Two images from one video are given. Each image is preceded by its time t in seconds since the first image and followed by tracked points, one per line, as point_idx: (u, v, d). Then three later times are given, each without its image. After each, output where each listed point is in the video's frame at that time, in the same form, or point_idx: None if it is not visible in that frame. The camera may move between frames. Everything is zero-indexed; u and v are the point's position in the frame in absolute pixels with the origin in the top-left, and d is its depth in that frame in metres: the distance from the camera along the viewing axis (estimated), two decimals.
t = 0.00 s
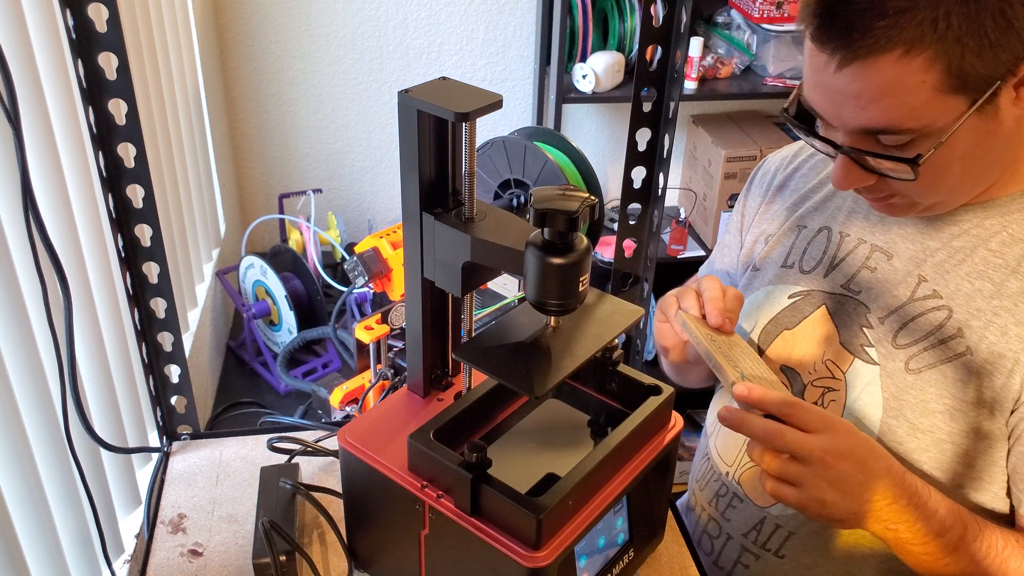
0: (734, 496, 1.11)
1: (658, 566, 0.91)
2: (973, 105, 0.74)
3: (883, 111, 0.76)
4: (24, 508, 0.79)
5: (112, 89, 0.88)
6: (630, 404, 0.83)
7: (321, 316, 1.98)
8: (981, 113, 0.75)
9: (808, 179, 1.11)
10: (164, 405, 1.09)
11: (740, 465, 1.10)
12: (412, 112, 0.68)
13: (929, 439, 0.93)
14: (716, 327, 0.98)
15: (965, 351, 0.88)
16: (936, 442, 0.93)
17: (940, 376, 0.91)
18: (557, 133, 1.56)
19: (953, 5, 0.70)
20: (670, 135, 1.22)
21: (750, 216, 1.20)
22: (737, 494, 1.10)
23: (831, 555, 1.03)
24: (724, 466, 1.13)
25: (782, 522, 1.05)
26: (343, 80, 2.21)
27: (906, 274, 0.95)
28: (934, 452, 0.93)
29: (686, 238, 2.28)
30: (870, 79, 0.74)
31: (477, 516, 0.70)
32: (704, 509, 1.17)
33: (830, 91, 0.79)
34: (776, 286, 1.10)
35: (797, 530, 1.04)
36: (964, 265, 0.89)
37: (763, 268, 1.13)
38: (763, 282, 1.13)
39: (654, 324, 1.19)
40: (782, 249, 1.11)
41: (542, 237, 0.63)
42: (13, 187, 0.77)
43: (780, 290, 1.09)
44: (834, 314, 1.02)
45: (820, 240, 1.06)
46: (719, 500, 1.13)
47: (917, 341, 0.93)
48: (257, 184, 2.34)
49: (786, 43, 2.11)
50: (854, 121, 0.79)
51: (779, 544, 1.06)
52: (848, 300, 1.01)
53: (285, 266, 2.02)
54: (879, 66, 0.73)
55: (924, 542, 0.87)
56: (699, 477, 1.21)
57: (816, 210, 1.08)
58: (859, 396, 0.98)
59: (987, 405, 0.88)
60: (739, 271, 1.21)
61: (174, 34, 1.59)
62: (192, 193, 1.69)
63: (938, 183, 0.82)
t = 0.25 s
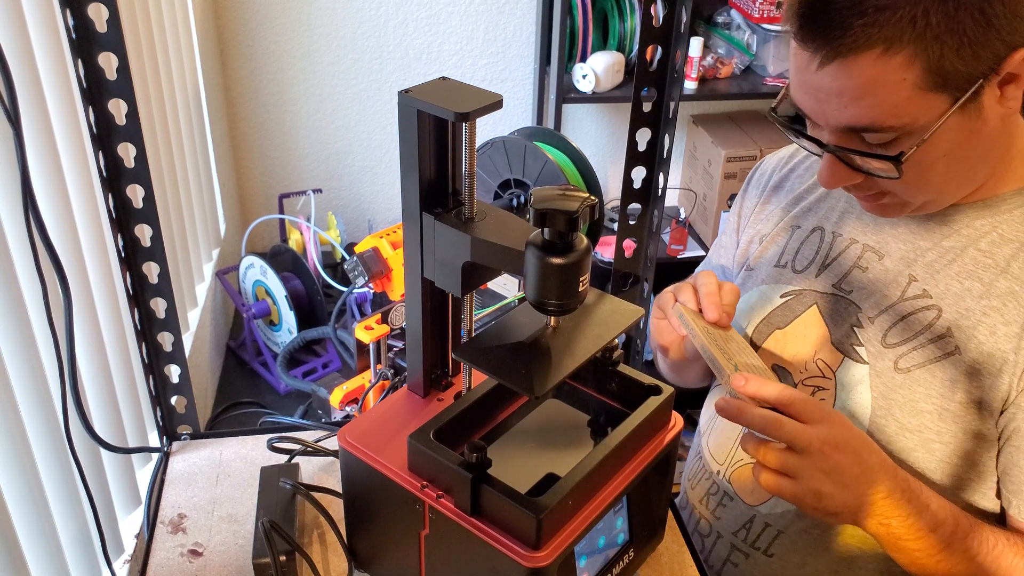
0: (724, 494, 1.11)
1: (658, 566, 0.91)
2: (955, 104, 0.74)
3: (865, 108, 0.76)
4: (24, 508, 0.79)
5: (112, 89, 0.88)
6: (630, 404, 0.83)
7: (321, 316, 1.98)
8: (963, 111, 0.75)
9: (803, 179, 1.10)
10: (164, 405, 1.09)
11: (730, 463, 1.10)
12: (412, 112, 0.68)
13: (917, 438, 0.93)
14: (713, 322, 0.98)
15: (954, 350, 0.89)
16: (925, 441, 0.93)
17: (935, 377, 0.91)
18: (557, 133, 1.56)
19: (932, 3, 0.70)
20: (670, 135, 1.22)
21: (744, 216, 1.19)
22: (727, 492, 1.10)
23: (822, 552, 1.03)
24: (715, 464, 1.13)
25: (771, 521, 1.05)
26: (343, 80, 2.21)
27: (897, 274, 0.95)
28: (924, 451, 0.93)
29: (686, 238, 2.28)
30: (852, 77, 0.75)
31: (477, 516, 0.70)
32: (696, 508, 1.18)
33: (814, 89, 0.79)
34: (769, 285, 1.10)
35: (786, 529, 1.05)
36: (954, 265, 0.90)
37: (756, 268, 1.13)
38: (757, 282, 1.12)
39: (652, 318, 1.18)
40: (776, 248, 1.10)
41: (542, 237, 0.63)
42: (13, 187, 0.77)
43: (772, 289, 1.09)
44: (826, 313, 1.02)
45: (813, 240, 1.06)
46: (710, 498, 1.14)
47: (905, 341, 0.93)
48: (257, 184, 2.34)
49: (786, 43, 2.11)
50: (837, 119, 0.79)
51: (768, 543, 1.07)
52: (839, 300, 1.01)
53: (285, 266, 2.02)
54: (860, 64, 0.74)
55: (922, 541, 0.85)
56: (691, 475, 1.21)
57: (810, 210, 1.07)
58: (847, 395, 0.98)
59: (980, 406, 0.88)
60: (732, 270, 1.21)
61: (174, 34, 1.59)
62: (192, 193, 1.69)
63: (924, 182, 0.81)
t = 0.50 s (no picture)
0: (719, 495, 1.11)
1: (658, 566, 0.91)
2: (957, 94, 0.75)
3: (866, 102, 0.75)
4: (24, 509, 0.79)
5: (112, 90, 0.88)
6: (630, 404, 0.83)
7: (321, 316, 1.98)
8: (964, 101, 0.75)
9: (799, 181, 1.11)
10: (164, 405, 1.09)
11: (725, 464, 1.10)
12: (412, 112, 0.68)
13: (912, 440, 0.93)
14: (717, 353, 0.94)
15: (947, 350, 0.89)
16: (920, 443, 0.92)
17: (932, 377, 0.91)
18: (557, 133, 1.56)
19: None
20: (670, 135, 1.21)
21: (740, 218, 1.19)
22: (723, 493, 1.11)
23: (818, 554, 1.03)
24: (710, 465, 1.13)
25: (766, 522, 1.05)
26: (343, 80, 2.21)
27: (890, 274, 0.95)
28: (918, 453, 0.92)
29: (687, 238, 2.29)
30: (851, 70, 0.74)
31: (478, 516, 0.70)
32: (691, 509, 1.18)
33: (812, 84, 0.78)
34: (763, 287, 1.10)
35: (781, 530, 1.05)
36: (947, 265, 0.90)
37: (750, 269, 1.12)
38: (751, 283, 1.12)
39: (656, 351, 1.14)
40: (770, 250, 1.10)
41: (542, 237, 0.62)
42: (13, 188, 0.77)
43: (767, 291, 1.09)
44: (820, 314, 1.02)
45: (807, 241, 1.06)
46: (705, 499, 1.14)
47: (899, 342, 0.93)
48: (257, 184, 2.34)
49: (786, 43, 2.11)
50: (836, 115, 0.78)
51: (763, 544, 1.07)
52: (835, 302, 1.01)
53: (285, 266, 2.02)
54: (858, 56, 0.73)
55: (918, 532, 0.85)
56: (687, 476, 1.21)
57: (805, 212, 1.07)
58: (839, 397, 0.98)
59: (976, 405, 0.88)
60: (727, 274, 1.20)
61: (174, 34, 1.59)
62: (192, 193, 1.69)
63: (924, 177, 0.81)
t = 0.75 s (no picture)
0: (720, 500, 1.11)
1: (658, 566, 0.91)
2: (984, 89, 0.74)
3: (894, 94, 0.75)
4: (24, 509, 0.79)
5: (112, 89, 0.88)
6: (630, 404, 0.83)
7: (321, 316, 1.98)
8: (990, 97, 0.75)
9: (795, 182, 1.11)
10: (164, 405, 1.09)
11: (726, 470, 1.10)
12: (412, 112, 0.68)
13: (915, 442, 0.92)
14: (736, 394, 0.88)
15: (950, 352, 0.89)
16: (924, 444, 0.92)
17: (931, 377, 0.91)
18: (557, 133, 1.56)
19: None
20: (670, 135, 1.21)
21: (735, 220, 1.19)
22: (724, 498, 1.11)
23: (820, 557, 1.03)
24: (711, 470, 1.13)
25: (768, 527, 1.06)
26: (343, 81, 2.21)
27: (891, 277, 0.95)
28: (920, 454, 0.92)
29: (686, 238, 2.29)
30: (882, 62, 0.74)
31: (478, 516, 0.70)
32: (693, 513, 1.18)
33: (837, 77, 0.79)
34: (760, 291, 1.09)
35: (782, 535, 1.05)
36: (948, 267, 0.90)
37: (748, 273, 1.12)
38: (749, 287, 1.11)
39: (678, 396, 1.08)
40: (767, 253, 1.10)
41: (542, 237, 0.63)
42: (13, 187, 0.77)
43: (765, 295, 1.08)
44: (821, 318, 1.01)
45: (805, 243, 1.06)
46: (707, 503, 1.14)
47: (901, 344, 0.93)
48: (257, 184, 2.34)
49: (786, 43, 2.11)
50: (863, 108, 0.78)
51: (764, 549, 1.07)
52: (835, 305, 1.00)
53: (285, 266, 2.02)
54: (891, 48, 0.73)
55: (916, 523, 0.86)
56: (688, 479, 1.21)
57: (801, 214, 1.07)
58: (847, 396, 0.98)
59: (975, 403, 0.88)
60: (726, 279, 1.20)
61: (174, 34, 1.59)
62: (192, 193, 1.69)
63: (942, 174, 0.81)
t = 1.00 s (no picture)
0: (724, 505, 1.11)
1: (658, 566, 0.91)
2: (1011, 94, 0.74)
3: (926, 94, 0.74)
4: (24, 509, 0.79)
5: (112, 89, 0.88)
6: (630, 404, 0.83)
7: (321, 316, 1.98)
8: (1015, 101, 0.75)
9: (794, 183, 1.11)
10: (164, 405, 1.09)
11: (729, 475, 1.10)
12: (412, 112, 0.68)
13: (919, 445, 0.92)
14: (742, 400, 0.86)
15: (956, 354, 0.88)
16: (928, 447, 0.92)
17: (929, 377, 0.91)
18: (557, 133, 1.56)
19: None
20: (671, 135, 1.20)
21: (734, 222, 1.19)
22: (727, 503, 1.10)
23: (823, 561, 1.03)
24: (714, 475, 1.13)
25: (772, 532, 1.05)
26: (343, 80, 2.21)
27: (895, 279, 0.95)
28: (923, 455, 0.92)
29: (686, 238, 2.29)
30: (917, 61, 0.73)
31: (478, 516, 0.70)
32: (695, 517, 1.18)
33: (867, 74, 0.78)
34: (760, 293, 1.09)
35: (787, 539, 1.05)
36: (953, 269, 0.90)
37: (748, 276, 1.12)
38: (749, 290, 1.11)
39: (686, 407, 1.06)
40: (767, 255, 1.10)
41: (542, 237, 0.63)
42: (13, 187, 0.77)
43: (767, 297, 1.08)
44: (824, 320, 1.01)
45: (806, 245, 1.06)
46: (710, 508, 1.14)
47: (905, 346, 0.93)
48: (257, 184, 2.34)
49: (786, 43, 2.11)
50: (892, 108, 0.77)
51: (769, 554, 1.07)
52: (840, 308, 1.00)
53: (285, 266, 2.03)
54: (929, 47, 0.72)
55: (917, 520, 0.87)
56: (688, 484, 1.21)
57: (803, 216, 1.08)
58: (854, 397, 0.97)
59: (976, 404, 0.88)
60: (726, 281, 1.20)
61: (174, 34, 1.59)
62: (192, 193, 1.69)
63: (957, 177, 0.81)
